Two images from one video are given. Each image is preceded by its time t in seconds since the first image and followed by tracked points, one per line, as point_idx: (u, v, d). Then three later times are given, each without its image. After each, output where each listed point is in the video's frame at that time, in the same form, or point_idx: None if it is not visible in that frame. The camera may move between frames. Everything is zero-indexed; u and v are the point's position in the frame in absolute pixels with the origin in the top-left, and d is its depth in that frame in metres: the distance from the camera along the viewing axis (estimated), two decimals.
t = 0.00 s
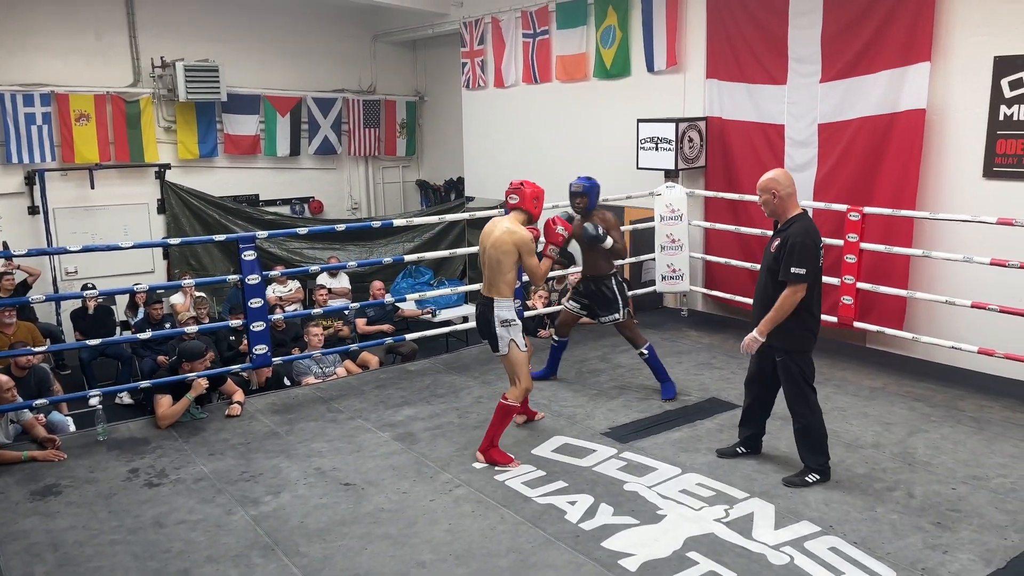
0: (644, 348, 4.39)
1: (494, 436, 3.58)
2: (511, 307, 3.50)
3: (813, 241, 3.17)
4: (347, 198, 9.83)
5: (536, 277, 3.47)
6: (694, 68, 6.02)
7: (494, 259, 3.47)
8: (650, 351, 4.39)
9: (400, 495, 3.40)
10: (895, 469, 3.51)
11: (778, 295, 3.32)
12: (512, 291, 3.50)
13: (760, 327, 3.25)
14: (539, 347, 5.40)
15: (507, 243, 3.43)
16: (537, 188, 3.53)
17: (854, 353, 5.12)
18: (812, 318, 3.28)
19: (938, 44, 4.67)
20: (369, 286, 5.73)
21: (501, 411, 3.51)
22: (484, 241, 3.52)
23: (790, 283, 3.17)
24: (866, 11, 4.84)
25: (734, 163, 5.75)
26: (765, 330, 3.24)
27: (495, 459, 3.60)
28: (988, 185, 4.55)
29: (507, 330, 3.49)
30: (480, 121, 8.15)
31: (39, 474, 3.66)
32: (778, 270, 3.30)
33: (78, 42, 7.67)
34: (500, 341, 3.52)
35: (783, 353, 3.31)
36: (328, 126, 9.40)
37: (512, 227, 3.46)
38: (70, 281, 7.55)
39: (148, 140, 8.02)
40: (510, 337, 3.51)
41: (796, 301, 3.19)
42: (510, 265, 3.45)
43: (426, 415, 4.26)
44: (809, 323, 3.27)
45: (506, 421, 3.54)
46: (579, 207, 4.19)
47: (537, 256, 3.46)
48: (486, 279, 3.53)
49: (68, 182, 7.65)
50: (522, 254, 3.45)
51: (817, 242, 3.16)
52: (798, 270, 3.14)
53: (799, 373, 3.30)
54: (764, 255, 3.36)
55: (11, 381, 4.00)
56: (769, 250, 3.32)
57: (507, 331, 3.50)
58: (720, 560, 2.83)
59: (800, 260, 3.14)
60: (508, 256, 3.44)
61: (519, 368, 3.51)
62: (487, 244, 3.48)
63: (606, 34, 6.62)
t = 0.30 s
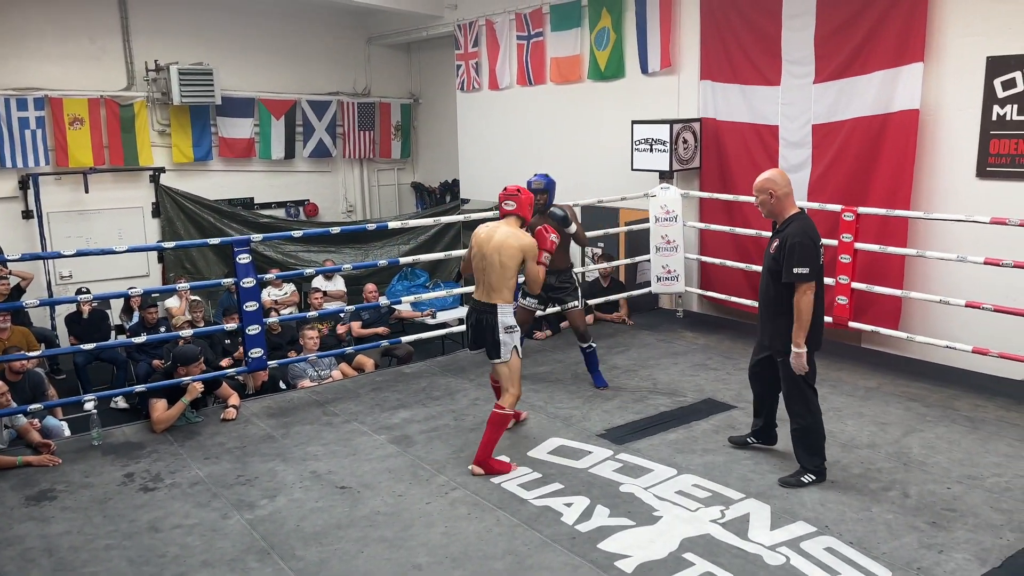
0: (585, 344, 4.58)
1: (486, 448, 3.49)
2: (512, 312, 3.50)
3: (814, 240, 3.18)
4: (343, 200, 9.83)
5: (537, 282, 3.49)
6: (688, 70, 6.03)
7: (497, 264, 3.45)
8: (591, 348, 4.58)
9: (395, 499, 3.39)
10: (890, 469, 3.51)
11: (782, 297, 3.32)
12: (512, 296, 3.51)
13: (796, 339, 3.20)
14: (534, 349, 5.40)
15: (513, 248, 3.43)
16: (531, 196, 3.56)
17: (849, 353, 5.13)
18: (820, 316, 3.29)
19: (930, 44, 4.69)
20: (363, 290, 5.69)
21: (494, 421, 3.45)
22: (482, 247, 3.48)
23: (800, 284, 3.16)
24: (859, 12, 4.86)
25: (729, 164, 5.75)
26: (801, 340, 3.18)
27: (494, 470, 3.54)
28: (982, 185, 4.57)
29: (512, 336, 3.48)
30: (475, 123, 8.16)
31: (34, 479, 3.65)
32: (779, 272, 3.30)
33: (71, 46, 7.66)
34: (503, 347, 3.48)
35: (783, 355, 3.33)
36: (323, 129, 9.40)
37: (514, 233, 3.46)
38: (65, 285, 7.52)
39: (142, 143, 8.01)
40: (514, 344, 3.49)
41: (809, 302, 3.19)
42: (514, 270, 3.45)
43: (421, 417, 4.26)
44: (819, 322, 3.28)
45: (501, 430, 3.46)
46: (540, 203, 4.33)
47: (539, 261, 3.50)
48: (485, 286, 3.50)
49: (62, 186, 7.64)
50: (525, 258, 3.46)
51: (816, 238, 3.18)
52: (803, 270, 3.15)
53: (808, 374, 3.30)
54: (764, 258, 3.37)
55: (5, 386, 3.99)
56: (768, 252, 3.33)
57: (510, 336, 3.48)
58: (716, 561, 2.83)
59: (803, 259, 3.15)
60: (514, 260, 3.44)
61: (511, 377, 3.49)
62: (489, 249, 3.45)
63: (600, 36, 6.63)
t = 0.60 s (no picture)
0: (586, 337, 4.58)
1: (482, 450, 3.48)
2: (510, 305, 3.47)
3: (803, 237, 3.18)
4: (340, 203, 9.82)
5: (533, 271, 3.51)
6: (685, 70, 6.04)
7: (494, 255, 3.44)
8: (592, 340, 4.58)
9: (394, 501, 3.39)
10: (889, 469, 3.51)
11: (770, 293, 3.32)
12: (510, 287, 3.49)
13: (785, 332, 3.20)
14: (533, 350, 5.40)
15: (508, 237, 3.45)
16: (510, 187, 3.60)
17: (847, 353, 5.13)
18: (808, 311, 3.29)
19: (927, 44, 4.69)
20: (361, 291, 5.68)
21: (484, 424, 3.43)
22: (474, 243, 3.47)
23: (790, 280, 3.16)
24: (856, 12, 4.86)
25: (727, 165, 5.75)
26: (791, 333, 3.19)
27: (495, 472, 3.53)
28: (979, 184, 4.57)
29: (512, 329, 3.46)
30: (473, 125, 8.16)
31: (32, 483, 3.64)
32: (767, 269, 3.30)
33: (68, 50, 7.65)
34: (503, 342, 3.44)
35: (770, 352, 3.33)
36: (320, 131, 9.41)
37: (505, 224, 3.49)
38: (62, 289, 7.52)
39: (140, 147, 8.00)
40: (513, 337, 3.47)
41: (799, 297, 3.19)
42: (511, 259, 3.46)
43: (420, 419, 4.25)
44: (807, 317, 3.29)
45: (491, 432, 3.45)
46: (537, 193, 4.44)
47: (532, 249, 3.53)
48: (480, 283, 3.46)
49: (59, 190, 7.63)
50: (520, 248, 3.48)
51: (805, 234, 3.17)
52: (793, 266, 3.14)
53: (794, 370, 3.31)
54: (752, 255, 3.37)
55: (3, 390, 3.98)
56: (756, 249, 3.33)
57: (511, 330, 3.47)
58: (716, 562, 2.83)
59: (792, 255, 3.14)
60: (509, 251, 3.45)
61: (499, 375, 3.44)
62: (483, 242, 3.45)
63: (597, 37, 6.63)
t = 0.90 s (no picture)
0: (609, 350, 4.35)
1: (482, 450, 3.48)
2: (501, 302, 3.47)
3: (784, 230, 3.25)
4: (340, 204, 9.83)
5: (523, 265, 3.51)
6: (685, 70, 6.04)
7: (481, 252, 3.44)
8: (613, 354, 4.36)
9: (396, 502, 3.39)
10: (890, 468, 3.51)
11: (751, 284, 3.40)
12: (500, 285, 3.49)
13: (749, 316, 3.30)
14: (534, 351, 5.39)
15: (495, 234, 3.45)
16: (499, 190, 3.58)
17: (848, 352, 5.13)
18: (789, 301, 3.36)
19: (927, 43, 4.70)
20: (360, 292, 5.69)
21: (481, 423, 3.42)
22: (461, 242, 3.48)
23: (767, 270, 3.23)
24: (855, 12, 4.87)
25: (727, 165, 5.75)
26: (754, 318, 3.29)
27: (495, 471, 3.53)
28: (979, 183, 4.57)
29: (501, 327, 3.43)
30: (472, 126, 8.16)
31: (34, 485, 3.64)
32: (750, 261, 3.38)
33: (68, 53, 7.66)
34: (492, 339, 3.42)
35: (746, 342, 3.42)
36: (320, 133, 9.41)
37: (491, 222, 3.49)
38: (63, 292, 7.52)
39: (140, 149, 8.00)
40: (502, 335, 3.44)
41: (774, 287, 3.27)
42: (498, 256, 3.45)
43: (421, 421, 4.25)
44: (785, 307, 3.35)
45: (488, 432, 3.44)
46: (576, 218, 4.28)
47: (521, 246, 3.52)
48: (470, 280, 3.49)
49: (59, 193, 7.63)
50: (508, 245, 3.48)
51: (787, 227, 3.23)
52: (771, 256, 3.21)
53: (767, 359, 3.39)
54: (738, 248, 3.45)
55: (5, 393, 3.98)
56: (741, 242, 3.40)
57: (500, 327, 3.43)
58: (718, 562, 2.83)
59: (771, 246, 3.21)
60: (496, 249, 3.45)
61: (494, 374, 3.43)
62: (472, 241, 3.45)
63: (596, 37, 6.63)
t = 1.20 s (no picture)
0: (644, 351, 4.32)
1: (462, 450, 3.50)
2: (497, 308, 3.47)
3: (777, 230, 3.27)
4: (338, 206, 9.83)
5: (524, 272, 3.46)
6: (682, 71, 6.04)
7: (481, 256, 3.42)
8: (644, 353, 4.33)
9: (395, 504, 3.39)
10: (889, 467, 3.51)
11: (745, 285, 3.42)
12: (500, 291, 3.47)
13: (741, 317, 3.32)
14: (533, 352, 5.39)
15: (496, 239, 3.41)
16: (513, 187, 3.50)
17: (847, 352, 5.13)
18: (782, 303, 3.37)
19: (924, 43, 4.70)
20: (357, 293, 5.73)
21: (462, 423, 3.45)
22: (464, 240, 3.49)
23: (757, 269, 3.26)
24: (852, 11, 4.87)
25: (725, 165, 5.76)
26: (745, 319, 3.31)
27: (469, 476, 3.52)
28: (977, 182, 4.57)
29: (493, 334, 3.44)
30: (470, 126, 8.16)
31: (32, 489, 3.64)
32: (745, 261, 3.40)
33: (65, 55, 7.66)
34: (483, 345, 3.44)
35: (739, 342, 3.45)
36: (317, 135, 9.41)
37: (494, 226, 3.45)
38: (61, 295, 7.50)
39: (137, 152, 7.99)
40: (494, 342, 3.45)
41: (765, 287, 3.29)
42: (497, 262, 3.42)
43: (420, 422, 4.25)
44: (777, 308, 3.37)
45: (472, 432, 3.47)
46: (616, 195, 4.25)
47: (525, 253, 3.44)
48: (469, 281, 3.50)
49: (57, 196, 7.63)
50: (509, 251, 3.43)
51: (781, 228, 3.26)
52: (761, 256, 3.24)
53: (759, 360, 3.41)
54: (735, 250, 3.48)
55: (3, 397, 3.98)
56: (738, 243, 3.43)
57: (492, 334, 3.44)
58: (717, 562, 2.83)
59: (762, 246, 3.24)
60: (495, 253, 3.42)
61: (487, 377, 3.46)
62: (473, 243, 3.43)
63: (594, 38, 6.63)
